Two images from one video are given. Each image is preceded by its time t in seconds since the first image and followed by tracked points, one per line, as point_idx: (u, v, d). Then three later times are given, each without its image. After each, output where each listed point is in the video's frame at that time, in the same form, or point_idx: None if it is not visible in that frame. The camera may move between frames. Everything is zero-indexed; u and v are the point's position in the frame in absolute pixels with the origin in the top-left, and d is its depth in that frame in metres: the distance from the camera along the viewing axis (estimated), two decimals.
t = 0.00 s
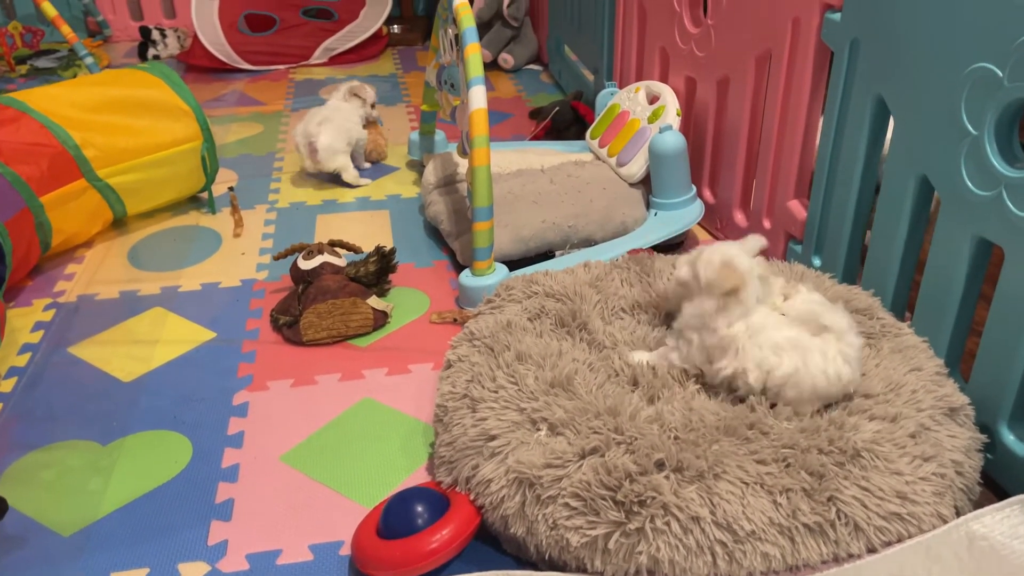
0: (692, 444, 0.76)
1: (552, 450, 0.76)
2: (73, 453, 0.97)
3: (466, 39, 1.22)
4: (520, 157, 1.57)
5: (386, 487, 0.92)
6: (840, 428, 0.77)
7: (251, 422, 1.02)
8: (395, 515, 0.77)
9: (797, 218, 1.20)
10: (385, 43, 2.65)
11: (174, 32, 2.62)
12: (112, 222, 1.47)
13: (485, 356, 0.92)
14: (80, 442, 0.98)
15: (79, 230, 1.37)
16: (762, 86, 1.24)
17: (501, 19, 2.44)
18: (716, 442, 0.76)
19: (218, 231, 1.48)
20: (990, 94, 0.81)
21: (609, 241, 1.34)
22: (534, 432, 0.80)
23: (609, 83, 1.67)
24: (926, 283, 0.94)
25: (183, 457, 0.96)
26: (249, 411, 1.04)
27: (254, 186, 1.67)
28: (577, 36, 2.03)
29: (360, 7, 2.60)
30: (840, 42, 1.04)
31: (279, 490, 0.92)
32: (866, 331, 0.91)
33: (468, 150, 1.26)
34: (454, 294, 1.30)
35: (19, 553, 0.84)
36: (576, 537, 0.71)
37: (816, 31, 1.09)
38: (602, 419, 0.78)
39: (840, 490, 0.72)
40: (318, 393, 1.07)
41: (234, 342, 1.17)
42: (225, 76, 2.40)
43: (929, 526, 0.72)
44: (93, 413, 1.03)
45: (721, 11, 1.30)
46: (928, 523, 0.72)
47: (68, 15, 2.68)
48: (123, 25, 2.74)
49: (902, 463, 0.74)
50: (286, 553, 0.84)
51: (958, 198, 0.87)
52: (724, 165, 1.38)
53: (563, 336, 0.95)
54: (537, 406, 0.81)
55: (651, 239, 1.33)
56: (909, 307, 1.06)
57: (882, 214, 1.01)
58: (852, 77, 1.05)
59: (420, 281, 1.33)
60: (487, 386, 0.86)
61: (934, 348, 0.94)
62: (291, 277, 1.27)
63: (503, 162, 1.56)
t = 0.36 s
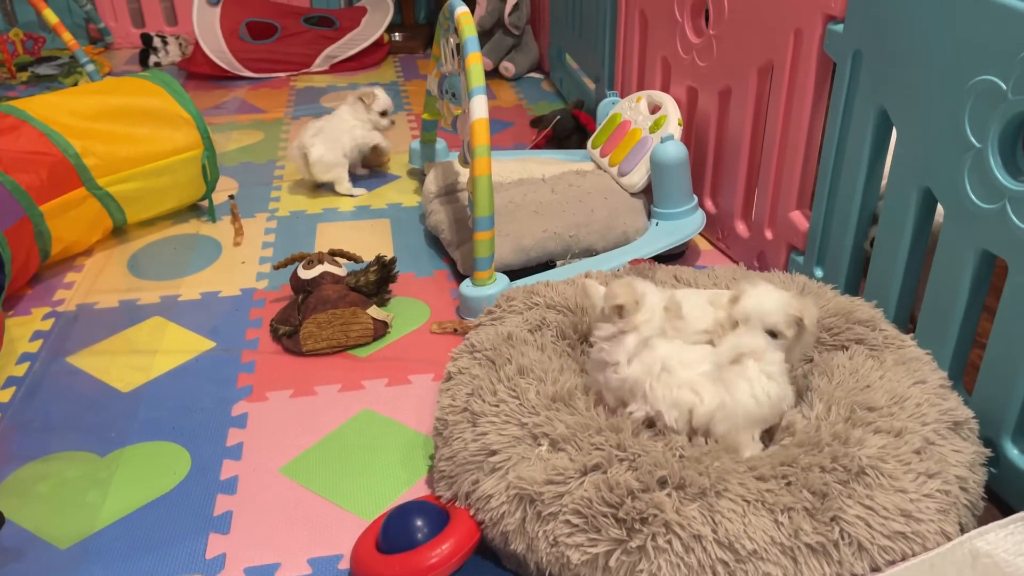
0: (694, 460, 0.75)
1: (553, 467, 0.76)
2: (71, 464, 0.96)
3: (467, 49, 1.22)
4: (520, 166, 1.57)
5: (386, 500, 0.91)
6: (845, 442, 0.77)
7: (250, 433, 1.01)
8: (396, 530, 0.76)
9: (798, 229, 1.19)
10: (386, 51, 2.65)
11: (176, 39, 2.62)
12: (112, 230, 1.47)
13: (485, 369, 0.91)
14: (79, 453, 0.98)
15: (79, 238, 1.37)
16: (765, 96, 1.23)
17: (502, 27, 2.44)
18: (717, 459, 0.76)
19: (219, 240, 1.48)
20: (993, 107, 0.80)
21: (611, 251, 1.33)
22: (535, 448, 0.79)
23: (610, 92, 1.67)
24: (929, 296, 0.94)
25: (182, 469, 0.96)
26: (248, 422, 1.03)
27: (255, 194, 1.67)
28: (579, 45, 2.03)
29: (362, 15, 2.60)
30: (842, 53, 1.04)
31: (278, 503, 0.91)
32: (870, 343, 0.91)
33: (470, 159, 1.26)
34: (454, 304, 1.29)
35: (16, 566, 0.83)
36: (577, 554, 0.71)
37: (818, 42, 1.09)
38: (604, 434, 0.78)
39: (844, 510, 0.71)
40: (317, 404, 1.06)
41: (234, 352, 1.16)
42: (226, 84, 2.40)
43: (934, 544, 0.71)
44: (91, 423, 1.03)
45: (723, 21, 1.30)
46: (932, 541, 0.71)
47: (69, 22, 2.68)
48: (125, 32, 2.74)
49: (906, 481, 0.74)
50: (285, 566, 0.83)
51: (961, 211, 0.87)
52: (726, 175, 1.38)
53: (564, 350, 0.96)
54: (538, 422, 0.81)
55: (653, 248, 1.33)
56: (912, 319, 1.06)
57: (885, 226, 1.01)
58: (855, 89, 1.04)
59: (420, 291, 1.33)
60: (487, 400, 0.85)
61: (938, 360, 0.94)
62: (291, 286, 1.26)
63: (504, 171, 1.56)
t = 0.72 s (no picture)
0: (692, 457, 0.75)
1: (550, 465, 0.76)
2: (71, 463, 0.96)
3: (469, 51, 1.22)
4: (521, 168, 1.57)
5: (386, 499, 0.91)
6: (844, 440, 0.77)
7: (251, 432, 1.01)
8: (395, 528, 0.76)
9: (799, 231, 1.19)
10: (388, 54, 2.65)
11: (178, 42, 2.63)
12: (113, 231, 1.47)
13: (484, 370, 0.91)
14: (79, 452, 0.98)
15: (80, 239, 1.37)
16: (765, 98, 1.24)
17: (504, 31, 2.44)
18: (715, 456, 0.76)
19: (220, 241, 1.48)
20: (993, 107, 0.81)
21: (611, 252, 1.34)
22: (533, 447, 0.79)
23: (611, 95, 1.67)
24: (930, 298, 0.94)
25: (182, 468, 0.96)
26: (249, 422, 1.03)
27: (256, 196, 1.67)
28: (580, 49, 2.04)
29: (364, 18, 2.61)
30: (842, 55, 1.04)
31: (279, 502, 0.91)
32: (869, 343, 0.91)
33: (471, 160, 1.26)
34: (455, 305, 1.29)
35: (15, 564, 0.83)
36: (576, 552, 0.71)
37: (819, 44, 1.09)
38: (601, 433, 0.78)
39: (843, 506, 0.71)
40: (318, 404, 1.06)
41: (235, 352, 1.16)
42: (228, 87, 2.41)
43: (933, 541, 0.71)
44: (92, 422, 1.03)
45: (724, 23, 1.30)
46: (932, 538, 0.71)
47: (72, 25, 2.69)
48: (128, 34, 2.75)
49: (906, 478, 0.73)
50: (285, 565, 0.83)
51: (961, 212, 0.87)
52: (726, 178, 1.38)
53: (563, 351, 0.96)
54: (536, 421, 0.81)
55: (654, 250, 1.33)
56: (912, 321, 1.06)
57: (885, 228, 1.01)
58: (855, 91, 1.05)
59: (421, 292, 1.33)
60: (486, 401, 0.85)
61: (939, 362, 0.94)
62: (293, 287, 1.27)
63: (505, 173, 1.56)
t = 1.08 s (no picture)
0: (699, 470, 0.75)
1: (557, 477, 0.76)
2: (76, 472, 0.96)
3: (474, 59, 1.22)
4: (525, 174, 1.57)
5: (391, 509, 0.91)
6: (853, 453, 0.77)
7: (255, 441, 1.01)
8: (400, 539, 0.75)
9: (804, 240, 1.19)
10: (392, 59, 2.66)
11: (183, 47, 2.64)
12: (118, 237, 1.47)
13: (490, 380, 0.91)
14: (84, 461, 0.98)
15: (85, 245, 1.37)
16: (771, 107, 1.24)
17: (508, 36, 2.44)
18: (723, 469, 0.75)
19: (224, 248, 1.48)
20: (1001, 119, 0.80)
21: (616, 260, 1.33)
22: (539, 458, 0.79)
23: (616, 102, 1.67)
24: (936, 309, 0.94)
25: (187, 477, 0.95)
26: (253, 431, 1.03)
27: (261, 202, 1.67)
28: (584, 55, 2.04)
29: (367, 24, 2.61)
30: (849, 65, 1.04)
31: (283, 512, 0.91)
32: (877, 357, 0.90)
33: (476, 168, 1.26)
34: (460, 313, 1.29)
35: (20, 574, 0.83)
36: (583, 565, 0.70)
37: (824, 53, 1.09)
38: (608, 445, 0.78)
39: (852, 520, 0.71)
40: (323, 413, 1.06)
41: (240, 360, 1.16)
42: (232, 92, 2.41)
43: (942, 555, 0.70)
44: (96, 430, 1.03)
45: (729, 32, 1.30)
46: (940, 552, 0.71)
47: (77, 30, 2.69)
48: (132, 39, 2.76)
49: (914, 492, 0.73)
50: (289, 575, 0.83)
51: (969, 222, 0.87)
52: (731, 186, 1.38)
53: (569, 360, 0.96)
54: (542, 433, 0.81)
55: (660, 258, 1.33)
56: (919, 331, 1.06)
57: (891, 238, 1.01)
58: (861, 101, 1.05)
59: (425, 299, 1.33)
60: (491, 412, 0.85)
61: (945, 375, 0.94)
62: (298, 294, 1.27)
63: (510, 180, 1.56)
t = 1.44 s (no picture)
0: (700, 478, 0.75)
1: (557, 485, 0.75)
2: (75, 477, 0.96)
3: (475, 63, 1.22)
4: (528, 179, 1.57)
5: (390, 516, 0.91)
6: (854, 461, 0.76)
7: (255, 447, 1.01)
8: (399, 545, 0.76)
9: (806, 245, 1.19)
10: (394, 62, 2.66)
11: (184, 50, 2.64)
12: (118, 240, 1.47)
13: (490, 384, 0.91)
14: (83, 467, 0.98)
15: (85, 249, 1.37)
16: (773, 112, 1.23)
17: (509, 40, 2.45)
18: (723, 477, 0.75)
19: (225, 251, 1.48)
20: (1004, 125, 0.80)
21: (617, 265, 1.33)
22: (540, 465, 0.79)
23: (617, 106, 1.67)
24: (938, 315, 0.93)
25: (186, 483, 0.95)
26: (253, 436, 1.03)
27: (262, 206, 1.67)
28: (586, 58, 2.04)
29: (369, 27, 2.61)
30: (850, 71, 1.04)
31: (282, 518, 0.90)
32: (879, 363, 0.90)
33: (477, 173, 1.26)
34: (460, 317, 1.29)
35: None
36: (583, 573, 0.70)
37: (826, 58, 1.09)
38: (610, 452, 0.78)
39: (853, 528, 0.70)
40: (322, 419, 1.06)
41: (239, 365, 1.16)
42: (234, 95, 2.41)
43: (943, 565, 0.70)
44: (95, 436, 1.02)
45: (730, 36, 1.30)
46: (942, 562, 0.70)
47: (79, 32, 2.69)
48: (134, 42, 2.76)
49: (916, 500, 0.73)
50: None
51: (970, 229, 0.87)
52: (732, 191, 1.37)
53: (570, 364, 0.96)
54: (544, 439, 0.80)
55: (663, 262, 1.33)
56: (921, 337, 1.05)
57: (893, 243, 1.01)
58: (863, 106, 1.04)
59: (426, 304, 1.33)
60: (491, 418, 0.84)
61: (948, 381, 0.93)
62: (298, 299, 1.26)
63: (511, 184, 1.55)
